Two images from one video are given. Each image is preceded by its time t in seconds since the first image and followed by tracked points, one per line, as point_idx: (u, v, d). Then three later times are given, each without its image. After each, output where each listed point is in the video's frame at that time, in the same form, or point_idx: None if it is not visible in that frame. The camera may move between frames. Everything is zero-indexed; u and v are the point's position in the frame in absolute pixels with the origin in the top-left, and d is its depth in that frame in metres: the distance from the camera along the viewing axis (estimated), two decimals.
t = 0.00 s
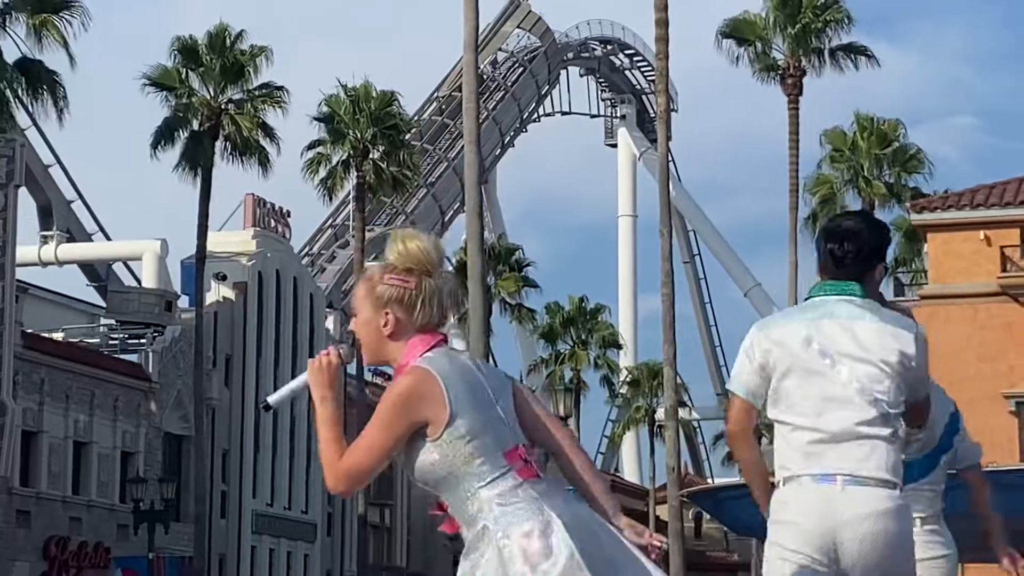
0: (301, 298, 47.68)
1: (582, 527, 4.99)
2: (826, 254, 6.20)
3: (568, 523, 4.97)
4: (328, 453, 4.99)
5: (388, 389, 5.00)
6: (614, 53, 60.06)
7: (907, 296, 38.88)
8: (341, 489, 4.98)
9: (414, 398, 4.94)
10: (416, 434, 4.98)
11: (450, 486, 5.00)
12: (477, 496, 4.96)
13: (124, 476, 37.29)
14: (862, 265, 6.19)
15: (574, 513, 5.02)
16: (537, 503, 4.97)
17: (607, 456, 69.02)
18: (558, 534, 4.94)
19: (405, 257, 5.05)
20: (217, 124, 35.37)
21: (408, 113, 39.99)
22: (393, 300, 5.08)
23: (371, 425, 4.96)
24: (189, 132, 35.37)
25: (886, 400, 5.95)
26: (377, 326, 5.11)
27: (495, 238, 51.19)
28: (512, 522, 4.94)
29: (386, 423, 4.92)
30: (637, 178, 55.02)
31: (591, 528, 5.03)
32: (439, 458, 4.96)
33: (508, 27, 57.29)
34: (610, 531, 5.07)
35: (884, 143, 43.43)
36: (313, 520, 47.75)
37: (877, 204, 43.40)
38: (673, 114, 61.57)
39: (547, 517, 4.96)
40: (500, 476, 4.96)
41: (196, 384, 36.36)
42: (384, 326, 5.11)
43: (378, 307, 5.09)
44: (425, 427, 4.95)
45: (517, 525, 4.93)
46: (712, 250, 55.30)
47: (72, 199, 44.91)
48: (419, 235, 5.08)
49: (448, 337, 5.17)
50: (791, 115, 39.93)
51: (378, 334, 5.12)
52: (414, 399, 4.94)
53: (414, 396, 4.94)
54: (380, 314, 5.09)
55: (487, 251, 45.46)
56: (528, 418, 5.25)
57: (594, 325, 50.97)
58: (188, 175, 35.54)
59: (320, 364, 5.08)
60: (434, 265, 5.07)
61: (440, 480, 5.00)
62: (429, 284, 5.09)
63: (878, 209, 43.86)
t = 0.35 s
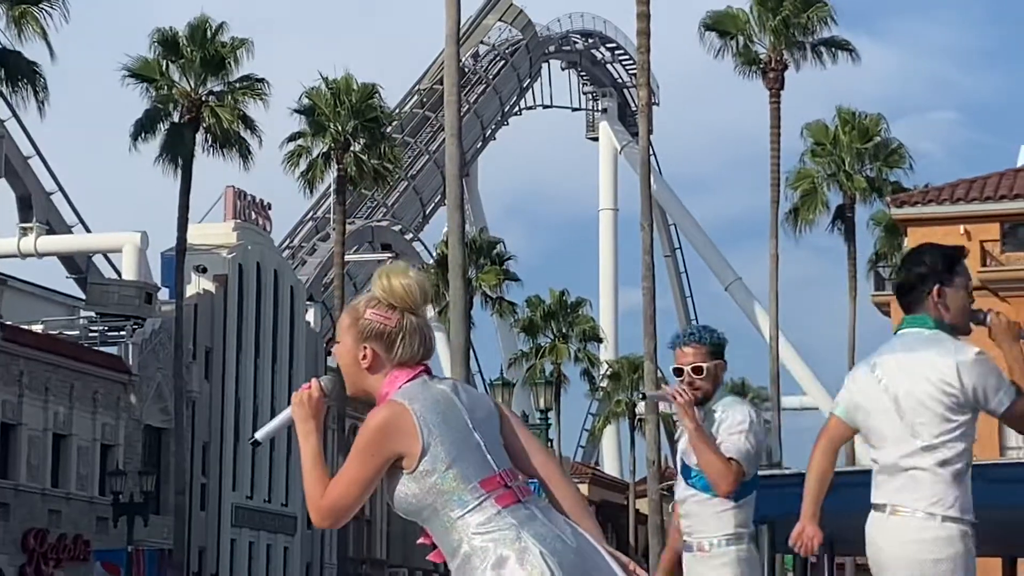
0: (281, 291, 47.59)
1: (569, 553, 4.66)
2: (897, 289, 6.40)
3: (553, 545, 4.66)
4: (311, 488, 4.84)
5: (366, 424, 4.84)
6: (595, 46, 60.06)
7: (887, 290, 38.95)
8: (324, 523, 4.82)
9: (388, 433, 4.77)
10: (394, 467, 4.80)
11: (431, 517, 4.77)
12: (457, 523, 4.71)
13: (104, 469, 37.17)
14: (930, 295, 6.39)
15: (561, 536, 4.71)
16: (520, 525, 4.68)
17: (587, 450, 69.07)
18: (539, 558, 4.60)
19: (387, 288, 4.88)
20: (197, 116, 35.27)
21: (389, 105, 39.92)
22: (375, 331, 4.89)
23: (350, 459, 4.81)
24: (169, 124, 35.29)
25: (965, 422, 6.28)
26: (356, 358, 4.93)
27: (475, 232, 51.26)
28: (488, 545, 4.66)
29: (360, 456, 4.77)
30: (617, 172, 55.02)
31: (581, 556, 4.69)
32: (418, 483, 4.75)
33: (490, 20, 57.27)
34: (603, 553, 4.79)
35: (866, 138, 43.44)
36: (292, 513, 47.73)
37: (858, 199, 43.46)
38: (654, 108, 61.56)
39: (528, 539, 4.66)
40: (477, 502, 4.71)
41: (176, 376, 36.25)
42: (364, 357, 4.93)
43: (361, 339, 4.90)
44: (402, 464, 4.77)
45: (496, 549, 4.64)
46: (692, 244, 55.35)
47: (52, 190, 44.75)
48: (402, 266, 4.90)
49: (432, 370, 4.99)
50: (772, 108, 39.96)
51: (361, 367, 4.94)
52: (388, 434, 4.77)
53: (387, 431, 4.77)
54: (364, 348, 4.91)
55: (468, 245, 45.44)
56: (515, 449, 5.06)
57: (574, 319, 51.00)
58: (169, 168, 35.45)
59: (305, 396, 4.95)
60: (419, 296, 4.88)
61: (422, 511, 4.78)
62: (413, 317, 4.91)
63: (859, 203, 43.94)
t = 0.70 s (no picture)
0: (271, 284, 47.64)
1: (539, 497, 5.06)
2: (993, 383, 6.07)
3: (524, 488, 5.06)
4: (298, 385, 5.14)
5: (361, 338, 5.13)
6: (585, 39, 60.00)
7: (875, 283, 39.10)
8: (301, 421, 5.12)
9: (378, 353, 5.08)
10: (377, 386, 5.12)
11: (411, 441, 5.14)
12: (434, 452, 5.09)
13: (94, 461, 37.28)
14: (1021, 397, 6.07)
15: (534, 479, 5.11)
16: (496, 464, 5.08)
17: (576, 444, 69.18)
18: (511, 497, 5.01)
19: (405, 212, 5.14)
20: (187, 109, 35.29)
21: (378, 98, 39.93)
22: (387, 251, 5.17)
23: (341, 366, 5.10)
24: (159, 116, 35.30)
25: None
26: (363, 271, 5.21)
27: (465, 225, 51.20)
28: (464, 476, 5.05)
29: (350, 369, 5.06)
30: (607, 165, 54.98)
31: (553, 502, 5.10)
32: (403, 409, 5.11)
33: (479, 14, 57.21)
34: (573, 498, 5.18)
35: (856, 131, 43.53)
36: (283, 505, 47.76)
37: (848, 192, 43.62)
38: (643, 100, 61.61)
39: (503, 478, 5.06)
40: (457, 437, 5.08)
41: (166, 369, 36.31)
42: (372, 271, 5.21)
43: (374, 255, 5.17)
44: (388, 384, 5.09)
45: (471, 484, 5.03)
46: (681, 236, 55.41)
47: (42, 183, 44.77)
48: (423, 193, 5.16)
49: (432, 298, 5.28)
50: (762, 102, 40.06)
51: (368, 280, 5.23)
52: (379, 353, 5.08)
53: (378, 351, 5.08)
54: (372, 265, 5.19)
55: (458, 237, 45.48)
56: (509, 382, 5.36)
57: (564, 312, 51.07)
58: (159, 161, 35.44)
59: (303, 297, 5.20)
60: (434, 226, 5.16)
61: (403, 434, 5.14)
62: (424, 245, 5.19)
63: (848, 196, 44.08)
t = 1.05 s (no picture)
0: (272, 282, 47.69)
1: (520, 458, 4.97)
2: None
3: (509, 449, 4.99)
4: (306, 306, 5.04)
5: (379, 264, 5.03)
6: (585, 37, 60.01)
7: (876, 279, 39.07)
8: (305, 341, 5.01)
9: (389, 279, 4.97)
10: (385, 318, 5.01)
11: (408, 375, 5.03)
12: (423, 392, 4.98)
13: (96, 460, 37.26)
14: None
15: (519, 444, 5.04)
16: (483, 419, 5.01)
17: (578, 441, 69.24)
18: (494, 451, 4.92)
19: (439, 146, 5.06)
20: (188, 108, 35.25)
21: (379, 96, 39.95)
22: (416, 181, 5.09)
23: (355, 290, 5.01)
24: (160, 115, 35.27)
25: None
26: (389, 202, 5.13)
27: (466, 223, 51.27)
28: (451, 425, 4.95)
29: (362, 294, 4.97)
30: (607, 162, 55.02)
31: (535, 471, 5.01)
32: (400, 345, 4.99)
33: (479, 11, 57.25)
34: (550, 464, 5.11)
35: (857, 128, 43.54)
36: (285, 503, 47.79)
37: (848, 189, 43.64)
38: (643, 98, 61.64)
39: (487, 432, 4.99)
40: (449, 383, 4.98)
41: (167, 368, 36.28)
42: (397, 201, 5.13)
43: (402, 182, 5.09)
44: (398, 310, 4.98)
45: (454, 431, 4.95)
46: (681, 233, 55.45)
47: (42, 182, 44.79)
48: (459, 128, 5.08)
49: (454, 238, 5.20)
50: (762, 99, 40.05)
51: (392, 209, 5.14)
52: (390, 280, 4.98)
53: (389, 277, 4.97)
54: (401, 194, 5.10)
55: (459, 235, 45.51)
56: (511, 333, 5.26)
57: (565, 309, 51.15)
58: (159, 160, 35.39)
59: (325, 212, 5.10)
60: (467, 163, 5.08)
61: (394, 366, 5.03)
62: (455, 180, 5.11)
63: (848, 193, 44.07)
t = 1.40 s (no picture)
0: (284, 287, 47.68)
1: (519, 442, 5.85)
2: None
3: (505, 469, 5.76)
4: (374, 285, 5.55)
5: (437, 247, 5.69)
6: (595, 39, 59.88)
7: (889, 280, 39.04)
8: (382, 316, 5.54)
9: (457, 259, 5.65)
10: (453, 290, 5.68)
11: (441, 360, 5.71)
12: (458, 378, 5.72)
13: (109, 465, 37.28)
14: None
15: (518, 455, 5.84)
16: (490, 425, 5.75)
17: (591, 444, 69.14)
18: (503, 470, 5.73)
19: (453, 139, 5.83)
20: (199, 113, 35.26)
21: (390, 99, 39.91)
22: (450, 168, 5.81)
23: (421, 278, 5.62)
24: (172, 119, 35.28)
25: None
26: (435, 187, 5.79)
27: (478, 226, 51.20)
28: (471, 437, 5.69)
29: (446, 267, 5.63)
30: (619, 164, 54.89)
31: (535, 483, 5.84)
32: (458, 328, 5.70)
33: (490, 14, 57.20)
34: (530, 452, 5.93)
35: (868, 129, 43.49)
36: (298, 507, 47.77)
37: (861, 190, 43.57)
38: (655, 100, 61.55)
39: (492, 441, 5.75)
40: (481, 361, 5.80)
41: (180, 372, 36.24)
42: (434, 185, 5.80)
43: (438, 170, 5.78)
44: (462, 286, 5.65)
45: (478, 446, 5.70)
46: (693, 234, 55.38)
47: (54, 187, 44.85)
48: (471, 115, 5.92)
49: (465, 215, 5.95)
50: (773, 101, 40.03)
51: (422, 197, 5.79)
52: (460, 257, 5.65)
53: (457, 256, 5.65)
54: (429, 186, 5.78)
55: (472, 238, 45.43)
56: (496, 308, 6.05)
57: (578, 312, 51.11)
58: (170, 163, 35.40)
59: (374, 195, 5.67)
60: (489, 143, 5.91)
61: (440, 341, 5.70)
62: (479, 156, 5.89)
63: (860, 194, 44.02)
